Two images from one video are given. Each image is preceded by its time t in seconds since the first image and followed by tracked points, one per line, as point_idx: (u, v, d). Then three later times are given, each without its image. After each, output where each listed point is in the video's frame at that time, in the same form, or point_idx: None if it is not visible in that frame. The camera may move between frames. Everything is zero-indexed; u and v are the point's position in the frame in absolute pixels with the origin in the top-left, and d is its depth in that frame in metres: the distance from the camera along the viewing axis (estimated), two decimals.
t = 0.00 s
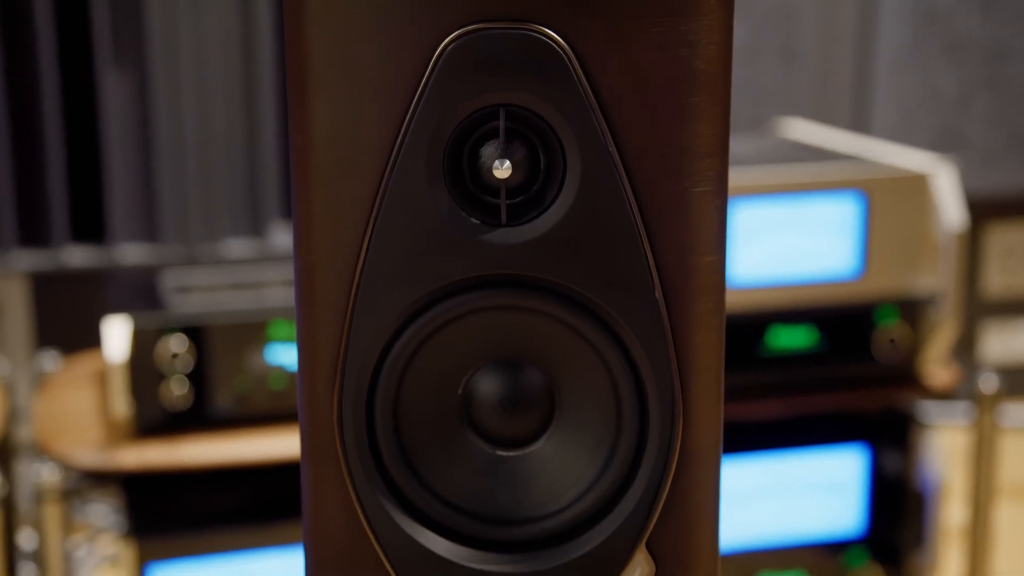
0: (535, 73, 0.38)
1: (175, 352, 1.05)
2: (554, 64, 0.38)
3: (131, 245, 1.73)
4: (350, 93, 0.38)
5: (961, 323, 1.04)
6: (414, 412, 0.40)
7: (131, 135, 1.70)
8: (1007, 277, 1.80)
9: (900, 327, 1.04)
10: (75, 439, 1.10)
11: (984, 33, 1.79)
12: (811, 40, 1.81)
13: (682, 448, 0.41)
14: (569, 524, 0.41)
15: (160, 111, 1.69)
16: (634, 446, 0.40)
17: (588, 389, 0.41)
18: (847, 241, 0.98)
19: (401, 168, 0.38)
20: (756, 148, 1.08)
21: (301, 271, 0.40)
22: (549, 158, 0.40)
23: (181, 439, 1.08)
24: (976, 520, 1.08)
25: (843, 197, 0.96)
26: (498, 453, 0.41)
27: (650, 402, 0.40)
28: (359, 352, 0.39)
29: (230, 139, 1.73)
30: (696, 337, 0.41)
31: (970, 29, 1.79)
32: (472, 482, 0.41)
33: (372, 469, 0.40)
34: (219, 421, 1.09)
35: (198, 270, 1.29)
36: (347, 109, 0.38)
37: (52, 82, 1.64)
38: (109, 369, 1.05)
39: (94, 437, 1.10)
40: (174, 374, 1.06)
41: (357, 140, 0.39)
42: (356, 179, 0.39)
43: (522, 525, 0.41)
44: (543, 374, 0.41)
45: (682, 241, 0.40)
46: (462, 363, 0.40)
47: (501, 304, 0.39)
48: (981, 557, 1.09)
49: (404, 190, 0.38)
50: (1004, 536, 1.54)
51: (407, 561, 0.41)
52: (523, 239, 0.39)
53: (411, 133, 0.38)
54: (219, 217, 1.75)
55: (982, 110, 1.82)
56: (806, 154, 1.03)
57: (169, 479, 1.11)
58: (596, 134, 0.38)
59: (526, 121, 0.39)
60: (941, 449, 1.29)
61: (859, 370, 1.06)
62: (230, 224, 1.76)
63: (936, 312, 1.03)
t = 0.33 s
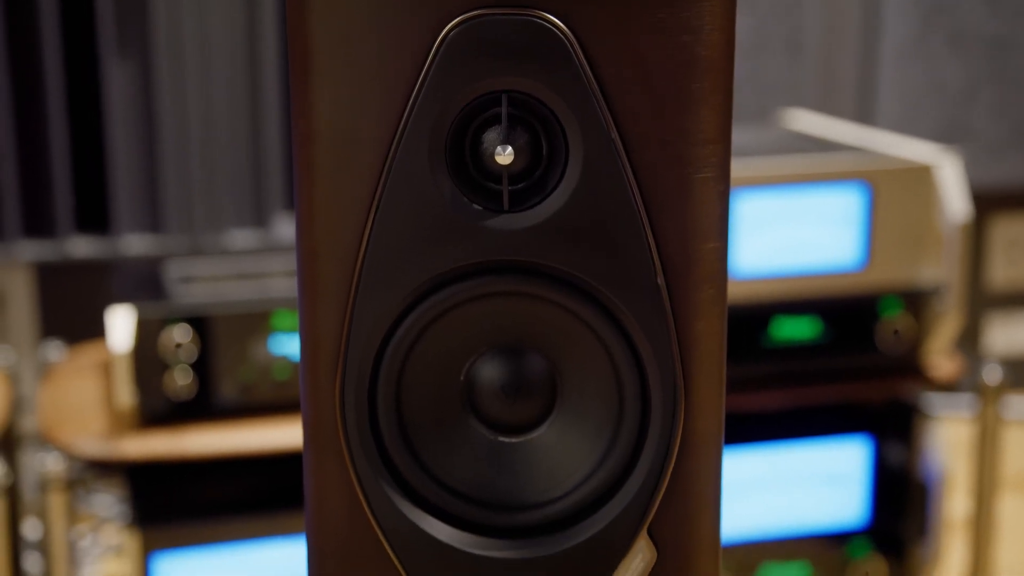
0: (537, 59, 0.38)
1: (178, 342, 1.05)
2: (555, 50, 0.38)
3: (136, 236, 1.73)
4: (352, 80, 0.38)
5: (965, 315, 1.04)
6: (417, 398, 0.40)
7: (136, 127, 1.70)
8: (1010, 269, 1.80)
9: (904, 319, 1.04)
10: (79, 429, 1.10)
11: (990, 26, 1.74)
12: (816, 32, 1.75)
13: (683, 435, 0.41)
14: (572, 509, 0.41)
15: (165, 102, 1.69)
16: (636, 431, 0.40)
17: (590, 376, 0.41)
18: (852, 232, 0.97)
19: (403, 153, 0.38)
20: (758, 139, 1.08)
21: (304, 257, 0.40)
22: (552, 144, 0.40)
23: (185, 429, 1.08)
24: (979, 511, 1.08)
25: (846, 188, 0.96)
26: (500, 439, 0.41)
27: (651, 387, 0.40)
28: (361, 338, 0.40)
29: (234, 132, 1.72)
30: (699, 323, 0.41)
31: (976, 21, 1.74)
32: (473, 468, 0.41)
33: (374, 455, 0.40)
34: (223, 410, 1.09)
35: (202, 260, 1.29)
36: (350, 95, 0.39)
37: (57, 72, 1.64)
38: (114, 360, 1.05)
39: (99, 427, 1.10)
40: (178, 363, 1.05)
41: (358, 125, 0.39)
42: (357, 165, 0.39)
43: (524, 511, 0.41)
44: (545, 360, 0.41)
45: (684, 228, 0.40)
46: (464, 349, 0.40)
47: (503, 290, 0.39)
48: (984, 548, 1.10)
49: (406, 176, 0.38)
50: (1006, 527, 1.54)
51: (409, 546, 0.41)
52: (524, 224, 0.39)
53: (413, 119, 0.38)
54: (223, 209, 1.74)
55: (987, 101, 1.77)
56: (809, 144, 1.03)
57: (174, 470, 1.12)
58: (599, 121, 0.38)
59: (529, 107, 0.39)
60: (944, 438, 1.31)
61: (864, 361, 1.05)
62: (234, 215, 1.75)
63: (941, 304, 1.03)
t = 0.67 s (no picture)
0: (537, 46, 0.38)
1: (180, 333, 1.05)
2: (555, 37, 0.38)
3: (137, 228, 1.73)
4: (352, 67, 0.38)
5: (966, 307, 1.04)
6: (416, 385, 0.40)
7: (138, 119, 1.69)
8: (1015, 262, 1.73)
9: (905, 310, 1.04)
10: (82, 420, 1.10)
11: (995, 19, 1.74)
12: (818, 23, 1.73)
13: (682, 422, 0.41)
14: (571, 496, 0.41)
15: (166, 94, 1.68)
16: (635, 418, 0.40)
17: (589, 363, 0.41)
18: (853, 224, 0.97)
19: (403, 140, 0.38)
20: (759, 130, 1.08)
21: (303, 244, 0.40)
22: (551, 131, 0.40)
23: (187, 420, 1.08)
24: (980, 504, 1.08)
25: (846, 180, 0.96)
26: (500, 426, 0.41)
27: (650, 374, 0.40)
28: (360, 325, 0.39)
29: (235, 127, 1.71)
30: (698, 311, 0.41)
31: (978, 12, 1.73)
32: (473, 456, 0.41)
33: (373, 442, 0.40)
34: (225, 402, 1.09)
35: (204, 250, 1.29)
36: (349, 82, 0.38)
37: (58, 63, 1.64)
38: (116, 351, 1.04)
39: (100, 419, 1.10)
40: (179, 355, 1.05)
41: (358, 112, 0.39)
42: (356, 152, 0.39)
43: (523, 498, 0.41)
44: (544, 348, 0.41)
45: (683, 215, 0.40)
46: (463, 336, 0.40)
47: (502, 278, 0.39)
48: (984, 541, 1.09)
49: (406, 163, 0.38)
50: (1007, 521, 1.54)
51: (408, 533, 0.41)
52: (522, 212, 0.39)
53: (412, 106, 0.38)
54: (223, 199, 1.73)
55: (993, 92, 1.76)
56: (808, 136, 1.03)
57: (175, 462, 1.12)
58: (598, 108, 0.38)
59: (528, 94, 0.39)
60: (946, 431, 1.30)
61: (866, 353, 1.05)
62: (235, 206, 1.73)
63: (942, 296, 1.03)
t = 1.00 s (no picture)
0: (536, 31, 0.38)
1: (181, 323, 1.05)
2: (555, 22, 0.38)
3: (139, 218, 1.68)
4: (351, 51, 0.38)
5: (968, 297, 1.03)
6: (415, 371, 0.40)
7: (139, 109, 1.65)
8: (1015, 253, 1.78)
9: (907, 300, 1.04)
10: (83, 411, 1.10)
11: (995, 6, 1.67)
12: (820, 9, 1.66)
13: (681, 409, 0.41)
14: (571, 481, 0.41)
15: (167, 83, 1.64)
16: (633, 404, 0.40)
17: (588, 348, 0.41)
18: (854, 214, 0.97)
19: (401, 125, 0.38)
20: (761, 121, 1.08)
21: (302, 229, 0.40)
22: (550, 116, 0.40)
23: (188, 410, 1.07)
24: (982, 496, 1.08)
25: (849, 170, 0.96)
26: (499, 412, 0.42)
27: (649, 360, 0.40)
28: (360, 310, 0.39)
29: (238, 120, 1.68)
30: (697, 296, 0.41)
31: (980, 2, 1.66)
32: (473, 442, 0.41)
33: (373, 428, 0.40)
34: (227, 392, 1.09)
35: (206, 241, 1.29)
36: (349, 67, 0.38)
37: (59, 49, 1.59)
38: (117, 341, 1.04)
39: (102, 409, 1.10)
40: (181, 344, 1.05)
41: (356, 98, 0.39)
42: (356, 137, 0.39)
43: (522, 483, 0.41)
44: (544, 334, 0.41)
45: (682, 201, 0.40)
46: (463, 322, 0.40)
47: (502, 263, 0.39)
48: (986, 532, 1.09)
49: (405, 149, 0.38)
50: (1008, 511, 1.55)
51: (407, 519, 0.41)
52: (520, 198, 0.39)
53: (412, 92, 0.38)
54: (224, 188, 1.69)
55: (994, 85, 1.70)
56: (808, 126, 1.03)
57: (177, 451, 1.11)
58: (596, 93, 0.38)
59: (527, 79, 0.39)
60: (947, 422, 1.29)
61: (866, 343, 1.05)
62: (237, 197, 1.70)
63: (943, 287, 1.02)
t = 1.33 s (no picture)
0: (536, 16, 0.38)
1: (185, 313, 1.05)
2: (555, 7, 0.38)
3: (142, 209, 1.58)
4: (351, 36, 0.38)
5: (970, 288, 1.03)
6: (415, 356, 0.41)
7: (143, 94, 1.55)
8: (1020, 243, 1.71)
9: (910, 291, 1.04)
10: (87, 399, 1.11)
11: None
12: None
13: (680, 395, 0.41)
14: (571, 466, 0.41)
15: (172, 66, 1.53)
16: (634, 389, 0.40)
17: (588, 334, 0.41)
18: (858, 204, 0.97)
19: (402, 110, 0.38)
20: (765, 111, 1.07)
21: (302, 214, 0.40)
22: (550, 101, 0.40)
23: (190, 400, 1.08)
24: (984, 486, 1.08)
25: (853, 160, 0.96)
26: (499, 397, 0.42)
27: (650, 346, 0.40)
28: (360, 295, 0.39)
29: (242, 114, 1.57)
30: (696, 282, 0.41)
31: None
32: (473, 427, 0.41)
33: (373, 413, 0.40)
34: (228, 381, 1.09)
35: (210, 230, 1.29)
36: (349, 51, 0.39)
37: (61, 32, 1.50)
38: (120, 330, 1.05)
39: (105, 398, 1.10)
40: (184, 334, 1.06)
41: (357, 82, 0.39)
42: (356, 122, 0.39)
43: (522, 469, 0.41)
44: (544, 320, 0.41)
45: (682, 186, 0.40)
46: (463, 307, 0.40)
47: (502, 248, 0.39)
48: (988, 522, 1.10)
49: (405, 134, 0.38)
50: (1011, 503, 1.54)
51: (407, 504, 0.41)
52: (521, 182, 0.39)
53: (412, 76, 0.38)
54: (229, 175, 1.58)
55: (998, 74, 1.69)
56: (811, 116, 1.03)
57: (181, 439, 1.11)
58: (597, 77, 0.38)
59: (527, 64, 0.39)
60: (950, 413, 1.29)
61: (870, 333, 1.05)
62: (240, 185, 1.59)
63: (946, 276, 1.02)
